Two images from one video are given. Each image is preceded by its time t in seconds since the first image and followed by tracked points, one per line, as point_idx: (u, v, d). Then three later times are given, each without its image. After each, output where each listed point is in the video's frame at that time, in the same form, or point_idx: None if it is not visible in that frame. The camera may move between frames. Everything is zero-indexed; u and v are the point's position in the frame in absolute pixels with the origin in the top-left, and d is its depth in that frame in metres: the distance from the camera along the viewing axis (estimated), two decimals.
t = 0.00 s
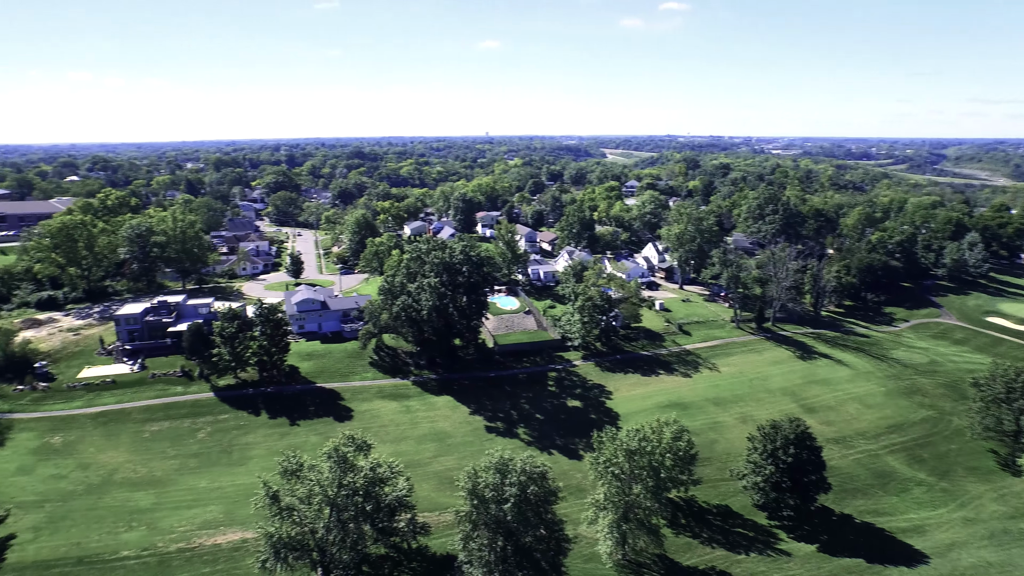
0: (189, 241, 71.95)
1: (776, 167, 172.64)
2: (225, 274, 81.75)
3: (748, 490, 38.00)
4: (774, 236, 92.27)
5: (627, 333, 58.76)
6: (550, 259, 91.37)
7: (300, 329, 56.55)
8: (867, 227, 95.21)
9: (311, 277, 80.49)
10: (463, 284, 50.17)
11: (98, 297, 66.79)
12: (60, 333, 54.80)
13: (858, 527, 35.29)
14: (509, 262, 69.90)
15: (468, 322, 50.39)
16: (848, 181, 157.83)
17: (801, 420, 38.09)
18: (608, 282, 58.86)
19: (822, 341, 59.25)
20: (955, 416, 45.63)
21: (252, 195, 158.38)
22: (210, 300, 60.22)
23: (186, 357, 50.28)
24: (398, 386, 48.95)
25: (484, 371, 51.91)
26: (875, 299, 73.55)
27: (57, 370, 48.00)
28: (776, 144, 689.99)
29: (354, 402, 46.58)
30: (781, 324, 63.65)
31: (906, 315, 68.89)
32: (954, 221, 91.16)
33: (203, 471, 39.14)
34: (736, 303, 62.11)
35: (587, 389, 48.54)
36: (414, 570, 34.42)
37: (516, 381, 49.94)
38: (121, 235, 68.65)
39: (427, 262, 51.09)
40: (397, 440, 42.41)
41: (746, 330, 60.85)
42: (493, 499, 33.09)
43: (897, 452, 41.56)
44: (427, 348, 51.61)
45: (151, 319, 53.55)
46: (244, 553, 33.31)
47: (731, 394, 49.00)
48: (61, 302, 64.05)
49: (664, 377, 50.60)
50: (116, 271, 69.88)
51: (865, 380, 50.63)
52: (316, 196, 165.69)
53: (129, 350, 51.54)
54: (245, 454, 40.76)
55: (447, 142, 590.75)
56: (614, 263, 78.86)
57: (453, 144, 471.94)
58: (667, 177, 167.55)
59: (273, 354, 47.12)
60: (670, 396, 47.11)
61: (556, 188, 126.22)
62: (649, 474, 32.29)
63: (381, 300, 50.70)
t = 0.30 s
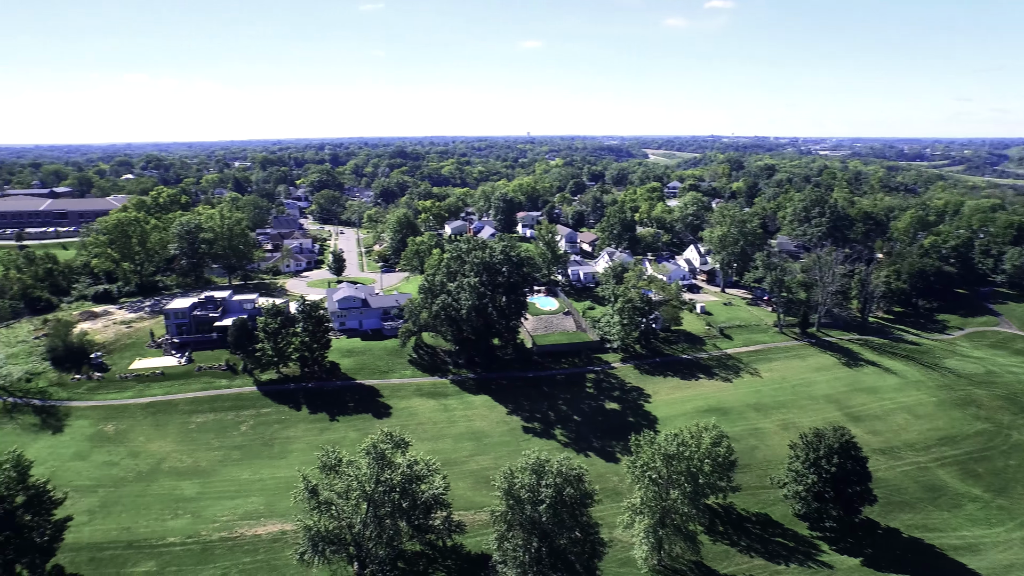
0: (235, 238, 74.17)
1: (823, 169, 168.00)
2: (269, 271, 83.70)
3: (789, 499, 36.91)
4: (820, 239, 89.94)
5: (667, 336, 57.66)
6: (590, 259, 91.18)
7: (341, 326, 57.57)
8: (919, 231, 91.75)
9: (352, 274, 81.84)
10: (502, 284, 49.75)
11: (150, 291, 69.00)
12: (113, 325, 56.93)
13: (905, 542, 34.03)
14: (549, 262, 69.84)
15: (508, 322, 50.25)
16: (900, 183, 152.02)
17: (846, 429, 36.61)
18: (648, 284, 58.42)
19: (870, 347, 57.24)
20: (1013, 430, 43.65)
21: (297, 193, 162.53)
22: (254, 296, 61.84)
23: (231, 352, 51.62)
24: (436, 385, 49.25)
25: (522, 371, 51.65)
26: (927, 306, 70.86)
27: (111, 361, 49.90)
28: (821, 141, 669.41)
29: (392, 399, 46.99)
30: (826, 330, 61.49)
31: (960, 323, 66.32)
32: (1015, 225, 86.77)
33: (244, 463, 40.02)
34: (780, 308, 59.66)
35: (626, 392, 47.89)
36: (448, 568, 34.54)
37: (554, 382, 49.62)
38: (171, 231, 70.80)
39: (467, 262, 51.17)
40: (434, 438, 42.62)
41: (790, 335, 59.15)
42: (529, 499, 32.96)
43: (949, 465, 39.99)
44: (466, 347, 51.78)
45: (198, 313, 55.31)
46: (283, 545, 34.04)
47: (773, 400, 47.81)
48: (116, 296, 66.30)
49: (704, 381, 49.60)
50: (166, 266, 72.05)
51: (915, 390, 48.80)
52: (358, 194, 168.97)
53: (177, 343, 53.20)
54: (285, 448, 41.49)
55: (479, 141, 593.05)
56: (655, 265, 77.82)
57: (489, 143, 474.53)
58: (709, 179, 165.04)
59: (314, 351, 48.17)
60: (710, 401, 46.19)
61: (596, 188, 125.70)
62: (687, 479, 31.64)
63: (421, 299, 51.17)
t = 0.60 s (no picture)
0: (272, 236, 75.10)
1: (865, 170, 163.42)
2: (304, 269, 85.01)
3: (824, 508, 35.91)
4: (860, 242, 87.98)
5: (700, 339, 56.80)
6: (623, 261, 90.91)
7: (374, 325, 58.36)
8: (967, 235, 88.48)
9: (386, 273, 82.75)
10: (535, 285, 49.92)
11: (189, 287, 71.01)
12: (154, 320, 58.56)
13: (948, 557, 32.84)
14: (582, 264, 69.29)
15: (540, 322, 50.14)
16: (945, 185, 147.00)
17: (885, 438, 35.26)
18: (681, 286, 56.55)
19: (911, 355, 55.49)
20: None
21: (332, 191, 165.47)
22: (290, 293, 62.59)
23: (266, 348, 52.52)
24: (466, 384, 49.40)
25: (553, 372, 51.39)
26: (973, 312, 68.48)
27: (152, 355, 51.29)
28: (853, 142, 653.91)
29: (424, 398, 47.22)
30: (865, 335, 59.90)
31: (1009, 331, 63.89)
32: None
33: (277, 458, 40.62)
34: (816, 312, 59.90)
35: (657, 395, 47.29)
36: (477, 568, 34.55)
37: (585, 383, 49.26)
38: (211, 229, 72.63)
39: (500, 262, 51.01)
40: (465, 438, 42.70)
41: (826, 340, 57.87)
42: (558, 501, 32.69)
43: (995, 479, 38.57)
44: (498, 347, 51.79)
45: (235, 310, 56.31)
46: (315, 539, 34.51)
47: (809, 407, 46.76)
48: (157, 291, 67.97)
49: (738, 385, 48.73)
50: (205, 264, 74.05)
51: (960, 400, 47.13)
52: (392, 193, 171.33)
53: (215, 338, 54.45)
54: (317, 444, 41.99)
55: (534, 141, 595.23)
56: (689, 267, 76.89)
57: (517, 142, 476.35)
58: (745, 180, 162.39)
59: (347, 348, 48.81)
60: (744, 406, 45.37)
61: (631, 189, 124.85)
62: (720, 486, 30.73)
63: (453, 299, 51.38)
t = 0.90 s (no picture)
0: (303, 235, 76.04)
1: (902, 171, 159.47)
2: (334, 268, 86.00)
3: (856, 518, 34.90)
4: (897, 245, 86.47)
5: (730, 342, 56.01)
6: (652, 263, 90.50)
7: (402, 324, 58.97)
8: (1010, 238, 85.65)
9: (415, 272, 83.42)
10: (563, 285, 49.25)
11: (222, 284, 72.21)
12: (188, 317, 59.90)
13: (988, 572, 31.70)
14: (611, 265, 68.68)
15: (568, 324, 49.70)
16: (988, 188, 142.43)
17: (922, 447, 34.09)
18: (711, 289, 55.86)
19: (950, 362, 53.88)
20: None
21: (362, 190, 167.83)
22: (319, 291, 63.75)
23: (296, 346, 53.28)
24: (493, 384, 49.41)
25: (581, 373, 51.01)
26: (1016, 319, 66.23)
27: (186, 351, 52.41)
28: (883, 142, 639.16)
29: (451, 397, 47.30)
30: (901, 340, 58.46)
31: None
32: None
33: (306, 454, 41.09)
34: (850, 316, 58.14)
35: (686, 398, 46.67)
36: (502, 568, 34.48)
37: (613, 385, 48.82)
38: (243, 228, 74.08)
39: (528, 263, 50.85)
40: (491, 438, 42.69)
41: (860, 345, 56.62)
42: (584, 504, 32.34)
43: None
44: (525, 347, 51.63)
45: (266, 307, 57.32)
46: (342, 536, 34.81)
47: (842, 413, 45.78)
48: (191, 288, 69.44)
49: (769, 390, 47.88)
50: (237, 261, 75.33)
51: (1002, 410, 45.59)
52: (421, 193, 173.11)
53: (247, 335, 55.45)
54: (346, 442, 42.37)
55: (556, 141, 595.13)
56: (718, 269, 75.98)
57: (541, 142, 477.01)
58: (778, 182, 160.28)
59: (376, 347, 49.28)
60: (775, 411, 44.58)
61: (661, 190, 123.94)
62: (749, 493, 30.16)
63: (482, 299, 51.41)
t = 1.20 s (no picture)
0: (330, 234, 77.04)
1: (937, 172, 155.76)
2: (360, 267, 86.65)
3: (885, 527, 34.06)
4: (930, 249, 84.95)
5: (756, 345, 55.17)
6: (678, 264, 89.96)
7: (427, 323, 59.26)
8: None
9: (440, 272, 83.81)
10: (588, 286, 48.68)
11: (250, 282, 73.49)
12: (217, 314, 60.99)
13: None
14: (637, 266, 68.24)
15: (592, 325, 49.20)
16: None
17: (956, 456, 33.08)
18: (737, 292, 54.94)
19: (986, 369, 52.39)
20: None
21: (388, 190, 169.54)
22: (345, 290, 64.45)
23: (322, 344, 53.82)
24: (516, 384, 49.36)
25: (605, 375, 50.66)
26: None
27: (215, 348, 53.34)
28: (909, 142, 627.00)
29: (474, 397, 47.33)
30: (934, 346, 57.08)
31: None
32: None
33: (330, 452, 41.46)
34: (881, 321, 56.80)
35: (710, 401, 46.10)
36: (523, 569, 34.39)
37: (637, 387, 48.42)
38: (271, 227, 75.28)
39: (553, 264, 50.59)
40: (514, 438, 42.65)
41: (891, 350, 55.43)
42: (607, 507, 32.05)
43: None
44: (550, 348, 51.41)
45: (293, 305, 58.16)
46: (365, 533, 35.03)
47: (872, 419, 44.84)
48: (219, 286, 70.71)
49: (796, 395, 47.11)
50: (265, 260, 76.80)
51: None
52: (447, 193, 174.28)
53: (273, 332, 56.15)
54: (369, 440, 42.64)
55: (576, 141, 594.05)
56: (745, 272, 75.10)
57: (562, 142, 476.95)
58: (807, 183, 158.12)
59: (400, 346, 49.57)
60: (803, 416, 43.87)
61: (687, 191, 123.01)
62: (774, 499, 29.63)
63: (506, 299, 51.27)
